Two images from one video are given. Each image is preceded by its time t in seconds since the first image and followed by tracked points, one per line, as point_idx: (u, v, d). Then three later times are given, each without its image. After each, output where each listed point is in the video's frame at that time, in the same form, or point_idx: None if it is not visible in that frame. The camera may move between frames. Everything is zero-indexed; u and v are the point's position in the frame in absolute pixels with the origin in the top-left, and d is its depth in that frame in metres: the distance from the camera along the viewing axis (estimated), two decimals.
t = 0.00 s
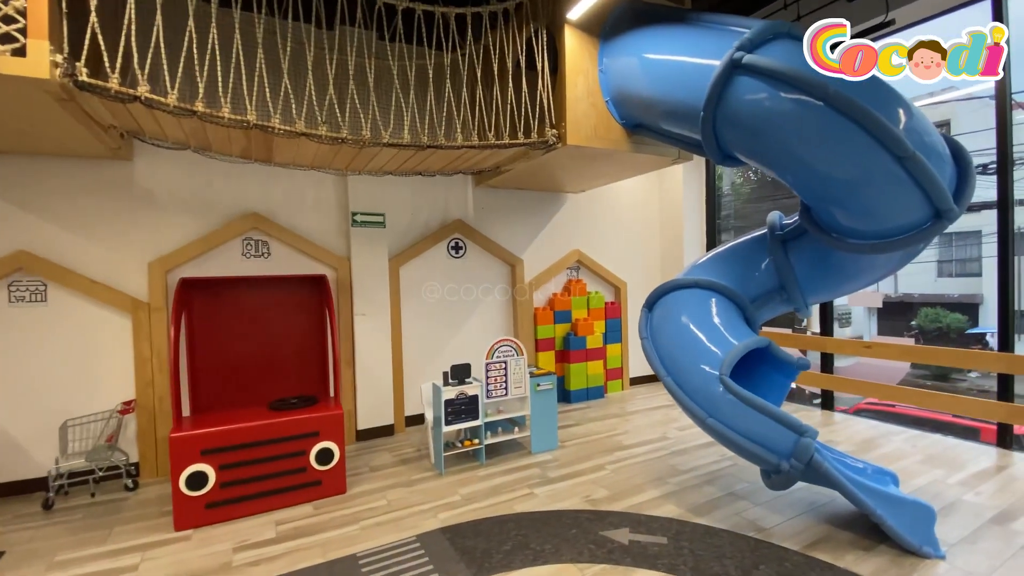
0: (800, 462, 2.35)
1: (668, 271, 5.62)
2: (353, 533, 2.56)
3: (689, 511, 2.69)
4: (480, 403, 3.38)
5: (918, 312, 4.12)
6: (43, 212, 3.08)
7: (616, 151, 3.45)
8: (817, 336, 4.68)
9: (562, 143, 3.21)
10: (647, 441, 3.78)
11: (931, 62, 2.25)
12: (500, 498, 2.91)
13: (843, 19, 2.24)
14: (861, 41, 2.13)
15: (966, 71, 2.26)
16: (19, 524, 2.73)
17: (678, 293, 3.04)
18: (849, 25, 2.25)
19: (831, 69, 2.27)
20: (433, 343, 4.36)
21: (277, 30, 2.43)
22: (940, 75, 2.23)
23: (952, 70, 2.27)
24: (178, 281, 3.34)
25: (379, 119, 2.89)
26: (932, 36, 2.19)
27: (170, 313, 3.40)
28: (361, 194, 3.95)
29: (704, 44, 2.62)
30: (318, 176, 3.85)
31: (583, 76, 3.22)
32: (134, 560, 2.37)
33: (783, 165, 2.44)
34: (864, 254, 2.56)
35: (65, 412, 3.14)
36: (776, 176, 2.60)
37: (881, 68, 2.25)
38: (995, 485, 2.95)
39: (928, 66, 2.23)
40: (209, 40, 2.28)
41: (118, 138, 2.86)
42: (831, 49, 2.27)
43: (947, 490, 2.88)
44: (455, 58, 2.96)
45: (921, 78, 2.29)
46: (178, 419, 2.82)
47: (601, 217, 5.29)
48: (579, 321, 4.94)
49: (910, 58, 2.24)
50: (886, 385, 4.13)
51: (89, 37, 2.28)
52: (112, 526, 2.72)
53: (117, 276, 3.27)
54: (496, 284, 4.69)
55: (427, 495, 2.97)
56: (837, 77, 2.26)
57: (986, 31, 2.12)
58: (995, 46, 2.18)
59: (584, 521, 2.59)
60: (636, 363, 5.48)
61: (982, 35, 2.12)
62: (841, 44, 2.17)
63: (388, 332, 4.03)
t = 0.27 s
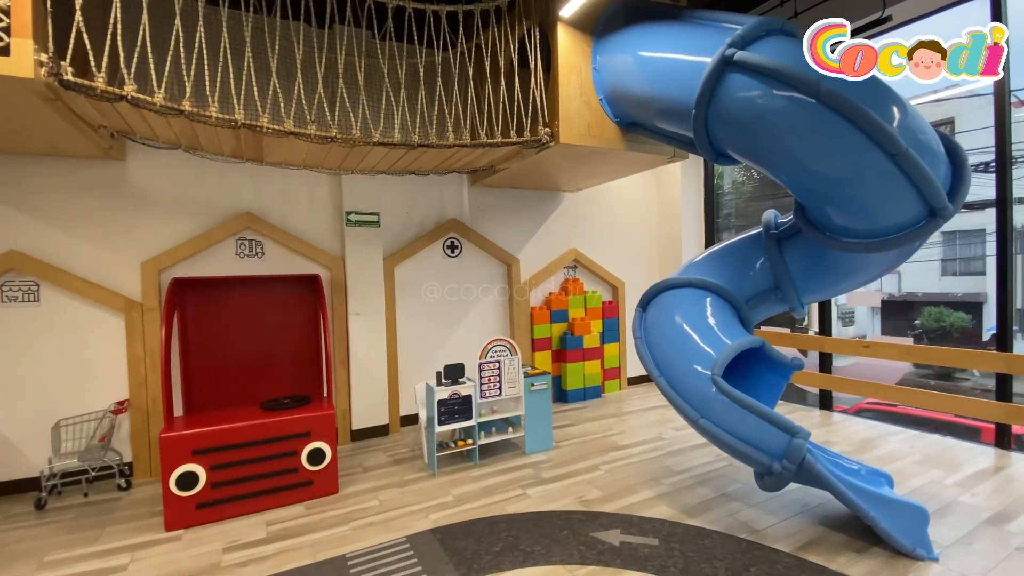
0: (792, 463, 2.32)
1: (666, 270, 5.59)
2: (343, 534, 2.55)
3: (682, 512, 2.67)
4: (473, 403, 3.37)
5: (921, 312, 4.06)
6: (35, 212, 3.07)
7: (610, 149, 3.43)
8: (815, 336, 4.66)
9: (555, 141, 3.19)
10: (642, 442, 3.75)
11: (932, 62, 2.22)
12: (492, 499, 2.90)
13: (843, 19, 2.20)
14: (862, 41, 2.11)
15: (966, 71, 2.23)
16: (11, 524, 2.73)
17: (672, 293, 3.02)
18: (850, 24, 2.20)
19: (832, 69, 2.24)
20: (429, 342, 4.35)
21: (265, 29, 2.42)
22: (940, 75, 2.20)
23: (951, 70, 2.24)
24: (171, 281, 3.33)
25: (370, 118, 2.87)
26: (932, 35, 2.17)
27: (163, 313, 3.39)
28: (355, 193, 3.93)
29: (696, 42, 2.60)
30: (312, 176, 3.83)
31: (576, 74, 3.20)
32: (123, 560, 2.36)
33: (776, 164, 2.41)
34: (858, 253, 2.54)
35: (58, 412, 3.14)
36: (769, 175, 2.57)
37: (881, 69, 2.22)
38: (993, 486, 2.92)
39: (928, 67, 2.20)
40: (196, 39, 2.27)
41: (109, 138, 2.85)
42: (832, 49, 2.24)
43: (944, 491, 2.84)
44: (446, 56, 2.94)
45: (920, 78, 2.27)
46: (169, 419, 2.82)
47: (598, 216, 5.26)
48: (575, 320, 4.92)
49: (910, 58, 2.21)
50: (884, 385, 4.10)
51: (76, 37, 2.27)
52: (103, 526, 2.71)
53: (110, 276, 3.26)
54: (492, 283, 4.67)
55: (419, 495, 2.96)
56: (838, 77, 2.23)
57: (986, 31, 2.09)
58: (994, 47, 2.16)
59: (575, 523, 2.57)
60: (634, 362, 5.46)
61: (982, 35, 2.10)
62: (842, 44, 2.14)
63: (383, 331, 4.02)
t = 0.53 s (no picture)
0: (779, 462, 2.31)
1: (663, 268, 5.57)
2: (332, 532, 2.56)
3: (671, 510, 2.66)
4: (465, 401, 3.37)
5: (926, 311, 4.13)
6: (27, 211, 3.07)
7: (603, 147, 3.41)
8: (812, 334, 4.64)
9: (547, 139, 3.18)
10: (635, 440, 3.75)
11: (932, 62, 2.17)
12: (482, 497, 2.90)
13: (843, 19, 2.15)
14: (862, 40, 2.07)
15: (966, 71, 2.19)
16: (4, 521, 2.75)
17: (664, 291, 3.01)
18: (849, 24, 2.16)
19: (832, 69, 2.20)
20: (423, 340, 4.35)
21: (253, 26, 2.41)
22: (941, 75, 2.15)
23: (951, 70, 2.20)
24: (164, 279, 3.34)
25: (359, 116, 2.87)
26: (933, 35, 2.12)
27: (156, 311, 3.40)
28: (349, 191, 3.93)
29: (686, 39, 2.58)
30: (306, 174, 3.83)
31: (568, 70, 3.18)
32: (112, 557, 2.37)
33: (765, 161, 2.39)
34: (848, 250, 2.52)
35: (51, 410, 3.15)
36: (759, 172, 2.56)
37: (881, 69, 2.19)
38: (985, 486, 2.90)
39: (926, 67, 2.16)
40: (182, 37, 2.27)
41: (99, 136, 2.85)
42: (832, 50, 2.19)
43: (936, 490, 2.83)
44: (436, 53, 2.93)
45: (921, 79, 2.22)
46: (160, 416, 2.83)
47: (594, 214, 5.25)
48: (571, 318, 4.91)
49: (909, 58, 2.17)
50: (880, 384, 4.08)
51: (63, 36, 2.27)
52: (94, 523, 2.73)
53: (103, 274, 3.27)
54: (487, 281, 4.66)
55: (410, 493, 2.96)
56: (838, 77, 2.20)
57: (986, 31, 2.06)
58: (995, 47, 2.13)
59: (564, 521, 2.56)
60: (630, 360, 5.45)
61: (982, 34, 2.06)
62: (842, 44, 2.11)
63: (376, 329, 4.02)
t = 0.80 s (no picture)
0: (759, 460, 2.32)
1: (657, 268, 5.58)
2: (317, 529, 2.59)
3: (655, 508, 2.68)
4: (454, 400, 3.39)
5: (928, 309, 4.05)
6: (19, 210, 3.10)
7: (591, 146, 3.42)
8: (803, 334, 4.67)
9: (535, 138, 3.19)
10: (625, 438, 3.76)
11: (932, 62, 2.11)
12: (468, 494, 2.91)
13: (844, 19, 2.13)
14: (862, 40, 2.08)
15: (966, 71, 2.12)
16: None
17: (650, 290, 3.02)
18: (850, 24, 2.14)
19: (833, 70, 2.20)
20: (415, 339, 4.36)
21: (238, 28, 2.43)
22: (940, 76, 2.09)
23: (951, 70, 2.13)
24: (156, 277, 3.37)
25: (346, 116, 2.88)
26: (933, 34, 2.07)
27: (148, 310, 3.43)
28: (340, 191, 3.94)
29: (671, 39, 2.58)
30: (297, 173, 3.85)
31: (556, 70, 3.19)
32: (99, 553, 2.40)
33: (747, 161, 2.40)
34: (830, 250, 2.52)
35: (44, 408, 3.18)
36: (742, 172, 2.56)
37: (881, 68, 2.17)
38: (971, 485, 2.89)
39: (925, 67, 2.11)
40: (167, 39, 2.28)
41: (89, 136, 2.88)
42: (834, 49, 2.16)
43: (921, 490, 2.82)
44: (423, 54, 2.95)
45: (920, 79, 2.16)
46: (150, 414, 2.86)
47: (588, 213, 5.26)
48: (564, 317, 4.92)
49: (909, 58, 2.12)
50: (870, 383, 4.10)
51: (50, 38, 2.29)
52: (84, 519, 2.76)
53: (94, 273, 3.29)
54: (479, 280, 4.67)
55: (397, 491, 2.99)
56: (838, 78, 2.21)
57: (985, 31, 1.99)
58: (995, 47, 2.07)
59: (547, 519, 2.58)
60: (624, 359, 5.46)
61: (982, 34, 2.00)
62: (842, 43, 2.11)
63: (368, 328, 4.04)
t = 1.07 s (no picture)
0: (738, 459, 2.33)
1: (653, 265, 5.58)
2: (303, 522, 2.63)
3: (637, 505, 2.69)
4: (443, 396, 3.42)
5: (932, 307, 3.84)
6: (15, 209, 3.15)
7: (580, 145, 3.42)
8: (797, 331, 4.68)
9: (523, 137, 3.20)
10: (614, 435, 3.78)
11: (932, 62, 2.29)
12: (455, 490, 2.95)
13: (843, 20, 2.26)
14: (862, 41, 2.24)
15: (966, 70, 2.27)
16: None
17: (637, 288, 3.03)
18: (849, 25, 2.27)
19: (831, 69, 2.31)
20: (409, 336, 4.40)
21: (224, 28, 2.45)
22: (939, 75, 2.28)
23: (952, 69, 2.29)
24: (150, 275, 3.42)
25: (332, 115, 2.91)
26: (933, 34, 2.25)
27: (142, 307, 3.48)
28: (332, 188, 3.96)
29: (656, 37, 2.58)
30: (290, 172, 3.88)
31: (544, 68, 3.20)
32: (90, 545, 2.46)
33: (730, 160, 2.40)
34: (814, 249, 2.52)
35: (41, 403, 3.24)
36: (725, 171, 2.56)
37: (882, 68, 2.33)
38: (958, 485, 2.88)
39: (928, 65, 2.27)
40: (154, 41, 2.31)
41: (82, 137, 2.92)
42: (832, 49, 2.24)
43: (907, 488, 2.81)
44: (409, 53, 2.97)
45: (920, 77, 2.33)
46: (142, 409, 2.91)
47: (583, 210, 5.27)
48: (558, 315, 4.93)
49: (910, 58, 2.30)
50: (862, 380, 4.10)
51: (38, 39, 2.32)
52: (78, 511, 2.82)
53: (90, 271, 3.35)
54: (473, 277, 4.70)
55: (385, 486, 3.03)
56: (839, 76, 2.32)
57: (984, 31, 2.11)
58: (995, 46, 2.20)
59: (529, 515, 2.60)
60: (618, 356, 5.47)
61: (982, 35, 2.13)
62: (842, 44, 2.23)
63: (361, 325, 4.08)
